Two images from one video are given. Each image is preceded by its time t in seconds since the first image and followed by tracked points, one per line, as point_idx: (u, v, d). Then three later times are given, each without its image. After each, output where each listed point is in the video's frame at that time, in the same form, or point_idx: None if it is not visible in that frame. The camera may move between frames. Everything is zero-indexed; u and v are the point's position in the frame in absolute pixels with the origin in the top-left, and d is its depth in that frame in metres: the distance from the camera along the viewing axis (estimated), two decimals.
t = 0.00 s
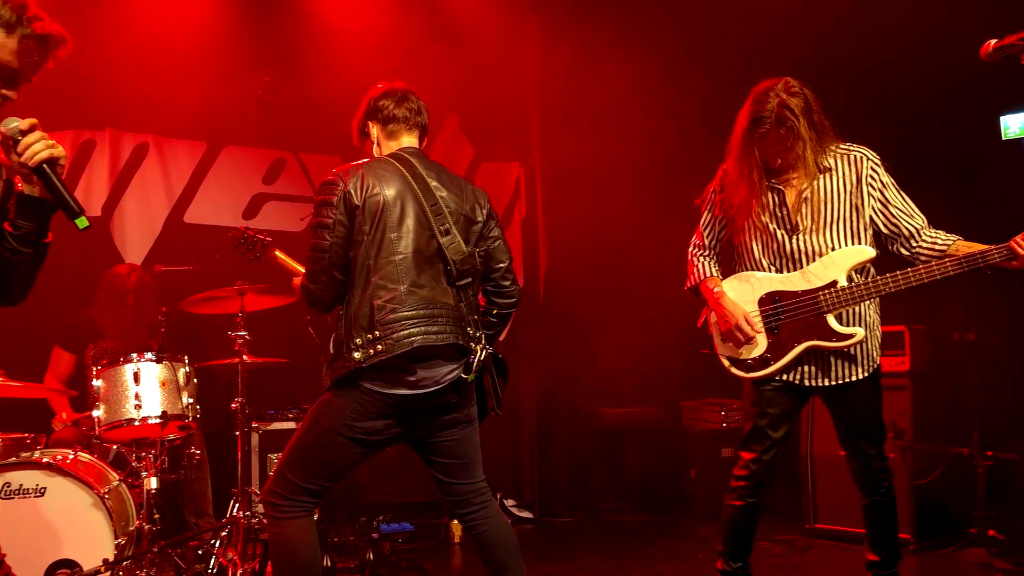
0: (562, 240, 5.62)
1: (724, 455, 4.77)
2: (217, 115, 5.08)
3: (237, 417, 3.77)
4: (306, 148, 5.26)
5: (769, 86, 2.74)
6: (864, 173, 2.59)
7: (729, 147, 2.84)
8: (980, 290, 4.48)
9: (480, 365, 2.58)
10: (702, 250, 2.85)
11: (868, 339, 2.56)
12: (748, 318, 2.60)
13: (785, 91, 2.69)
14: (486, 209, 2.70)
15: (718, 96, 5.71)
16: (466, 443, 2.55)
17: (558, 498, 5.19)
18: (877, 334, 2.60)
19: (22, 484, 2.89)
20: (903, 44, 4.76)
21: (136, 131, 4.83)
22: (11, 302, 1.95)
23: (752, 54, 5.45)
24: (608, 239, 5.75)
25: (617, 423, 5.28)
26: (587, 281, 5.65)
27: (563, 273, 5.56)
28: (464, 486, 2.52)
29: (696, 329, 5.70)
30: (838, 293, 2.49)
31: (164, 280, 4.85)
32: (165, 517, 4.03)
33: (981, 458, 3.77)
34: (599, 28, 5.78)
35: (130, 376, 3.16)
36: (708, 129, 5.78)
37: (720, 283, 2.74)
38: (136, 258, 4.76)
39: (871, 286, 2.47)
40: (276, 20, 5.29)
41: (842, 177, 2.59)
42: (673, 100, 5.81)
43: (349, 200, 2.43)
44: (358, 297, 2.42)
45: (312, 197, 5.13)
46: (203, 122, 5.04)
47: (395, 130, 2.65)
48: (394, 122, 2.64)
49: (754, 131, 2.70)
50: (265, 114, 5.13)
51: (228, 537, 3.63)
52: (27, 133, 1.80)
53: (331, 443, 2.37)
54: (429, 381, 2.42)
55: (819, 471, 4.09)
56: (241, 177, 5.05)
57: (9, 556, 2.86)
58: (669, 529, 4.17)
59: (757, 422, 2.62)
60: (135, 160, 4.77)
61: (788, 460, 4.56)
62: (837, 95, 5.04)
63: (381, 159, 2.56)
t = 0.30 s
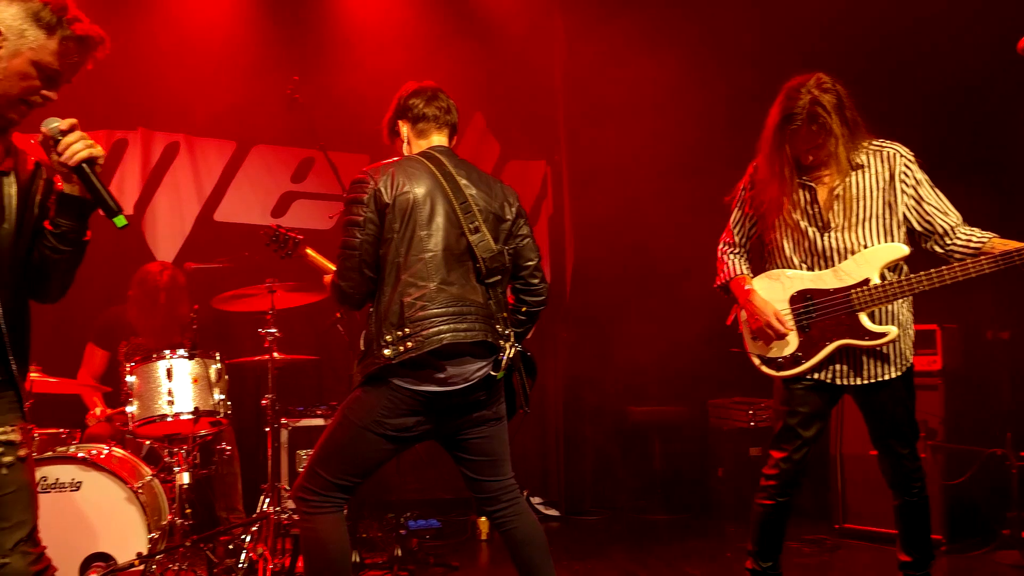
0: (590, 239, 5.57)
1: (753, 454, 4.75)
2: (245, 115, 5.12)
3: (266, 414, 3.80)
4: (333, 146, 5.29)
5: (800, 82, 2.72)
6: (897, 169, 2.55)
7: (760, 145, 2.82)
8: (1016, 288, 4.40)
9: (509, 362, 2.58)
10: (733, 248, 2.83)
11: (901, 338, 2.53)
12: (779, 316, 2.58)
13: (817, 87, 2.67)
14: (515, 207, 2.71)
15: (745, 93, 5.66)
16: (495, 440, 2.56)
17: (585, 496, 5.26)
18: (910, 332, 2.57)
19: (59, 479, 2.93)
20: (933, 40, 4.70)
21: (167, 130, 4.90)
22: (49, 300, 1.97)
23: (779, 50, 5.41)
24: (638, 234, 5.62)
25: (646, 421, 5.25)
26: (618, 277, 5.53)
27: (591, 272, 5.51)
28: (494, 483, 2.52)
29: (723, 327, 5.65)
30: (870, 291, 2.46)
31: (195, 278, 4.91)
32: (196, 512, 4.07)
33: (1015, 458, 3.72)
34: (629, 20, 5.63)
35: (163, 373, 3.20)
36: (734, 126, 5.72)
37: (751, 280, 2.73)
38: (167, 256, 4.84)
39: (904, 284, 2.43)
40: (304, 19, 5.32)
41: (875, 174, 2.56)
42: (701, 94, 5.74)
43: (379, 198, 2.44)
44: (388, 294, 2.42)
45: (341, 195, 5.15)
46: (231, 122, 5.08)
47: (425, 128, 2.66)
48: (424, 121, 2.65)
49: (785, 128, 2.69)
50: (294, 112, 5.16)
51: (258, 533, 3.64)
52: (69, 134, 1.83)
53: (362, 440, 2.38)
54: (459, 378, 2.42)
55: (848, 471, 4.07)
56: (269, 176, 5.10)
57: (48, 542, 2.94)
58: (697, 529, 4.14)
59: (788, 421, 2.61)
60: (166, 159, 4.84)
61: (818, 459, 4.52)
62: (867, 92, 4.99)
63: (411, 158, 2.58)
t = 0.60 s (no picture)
0: (621, 240, 5.55)
1: (788, 456, 4.71)
2: (279, 116, 5.18)
3: (304, 412, 3.85)
4: (366, 147, 5.33)
5: (839, 79, 2.69)
6: (938, 167, 2.52)
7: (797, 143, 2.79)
8: None
9: (545, 361, 2.59)
10: (770, 247, 2.81)
11: (942, 338, 2.50)
12: (818, 316, 2.56)
13: (856, 84, 2.64)
14: (551, 207, 2.71)
15: (779, 91, 5.61)
16: (531, 439, 2.56)
17: (618, 496, 5.26)
18: (952, 333, 2.54)
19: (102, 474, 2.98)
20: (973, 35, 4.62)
21: (205, 132, 4.99)
22: (97, 299, 1.98)
23: (814, 47, 5.36)
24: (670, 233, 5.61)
25: (680, 422, 5.23)
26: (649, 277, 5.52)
27: (622, 272, 5.50)
28: (530, 482, 2.53)
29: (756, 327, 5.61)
30: (911, 291, 2.42)
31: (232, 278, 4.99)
32: (235, 508, 4.13)
33: None
34: (662, 16, 5.60)
35: (202, 371, 3.25)
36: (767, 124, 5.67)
37: (788, 280, 2.71)
38: (207, 254, 4.93)
39: (946, 284, 2.38)
40: (339, 20, 5.36)
41: (915, 172, 2.53)
42: (735, 92, 5.67)
43: (416, 198, 2.46)
44: (425, 294, 2.44)
45: (375, 196, 5.19)
46: (266, 123, 5.14)
47: (461, 129, 2.68)
48: (460, 121, 2.67)
49: (824, 126, 2.65)
50: (327, 114, 5.21)
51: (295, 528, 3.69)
52: (115, 137, 1.83)
53: (399, 438, 2.40)
54: (495, 377, 2.43)
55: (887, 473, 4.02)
56: (305, 177, 5.16)
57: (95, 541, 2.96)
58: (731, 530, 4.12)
59: (826, 422, 2.58)
60: (205, 160, 4.94)
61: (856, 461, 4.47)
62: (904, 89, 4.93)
63: (447, 158, 2.59)
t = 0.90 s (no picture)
0: (653, 241, 5.53)
1: (826, 458, 4.67)
2: (312, 120, 5.23)
3: (340, 412, 3.89)
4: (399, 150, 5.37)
5: (880, 75, 2.66)
6: (982, 167, 2.48)
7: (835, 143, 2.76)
8: None
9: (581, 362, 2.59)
10: (808, 248, 2.78)
11: (986, 341, 2.46)
12: (856, 316, 2.55)
13: (898, 81, 2.60)
14: (586, 209, 2.71)
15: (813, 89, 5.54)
16: (567, 440, 2.56)
17: (654, 496, 5.29)
18: (996, 335, 2.49)
19: (144, 473, 3.05)
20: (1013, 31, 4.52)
21: (241, 134, 5.09)
22: (143, 302, 1.98)
23: (852, 44, 5.28)
24: (702, 233, 5.57)
25: (715, 422, 5.24)
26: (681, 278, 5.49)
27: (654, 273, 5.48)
28: (566, 483, 2.53)
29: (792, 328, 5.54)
30: (953, 292, 2.39)
31: (270, 281, 5.08)
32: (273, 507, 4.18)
33: None
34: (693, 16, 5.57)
35: (242, 371, 3.29)
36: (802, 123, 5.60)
37: (827, 280, 2.69)
38: (244, 257, 5.04)
39: (991, 285, 2.34)
40: (371, 24, 5.39)
41: (959, 171, 2.49)
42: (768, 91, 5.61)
43: (453, 201, 2.48)
44: (462, 295, 2.45)
45: (410, 197, 5.22)
46: (300, 127, 5.20)
47: (497, 132, 2.69)
48: (496, 124, 2.68)
49: (864, 126, 2.62)
50: (360, 117, 5.25)
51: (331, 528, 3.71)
52: (160, 141, 1.84)
53: (437, 438, 2.42)
54: (532, 378, 2.43)
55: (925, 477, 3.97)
56: (340, 180, 5.21)
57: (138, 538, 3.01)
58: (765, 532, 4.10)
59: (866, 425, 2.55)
60: (242, 164, 5.05)
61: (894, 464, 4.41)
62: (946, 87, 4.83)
63: (483, 161, 2.61)
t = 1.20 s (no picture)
0: (683, 243, 5.50)
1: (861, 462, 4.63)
2: (343, 123, 5.27)
3: (375, 414, 3.91)
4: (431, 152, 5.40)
5: (915, 66, 2.61)
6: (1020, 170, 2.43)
7: (871, 142, 2.71)
8: None
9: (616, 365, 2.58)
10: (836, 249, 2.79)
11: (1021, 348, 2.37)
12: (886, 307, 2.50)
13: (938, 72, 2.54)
14: (620, 212, 2.71)
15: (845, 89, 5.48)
16: (601, 443, 2.55)
17: (686, 498, 5.33)
18: None
19: (184, 473, 3.09)
20: None
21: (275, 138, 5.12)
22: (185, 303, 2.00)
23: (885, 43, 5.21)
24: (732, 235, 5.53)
25: (748, 423, 5.29)
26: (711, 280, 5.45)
27: (684, 275, 5.45)
28: (601, 485, 2.52)
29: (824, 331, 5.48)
30: (985, 298, 2.34)
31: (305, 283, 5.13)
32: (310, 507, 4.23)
33: None
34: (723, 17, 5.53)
35: (278, 373, 3.33)
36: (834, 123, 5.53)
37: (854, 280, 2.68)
38: (280, 258, 5.09)
39: None
40: (402, 27, 5.42)
41: (997, 173, 2.45)
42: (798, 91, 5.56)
43: (489, 204, 2.49)
44: (497, 298, 2.46)
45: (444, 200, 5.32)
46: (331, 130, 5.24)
47: (531, 135, 2.69)
48: (530, 127, 2.69)
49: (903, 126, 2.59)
50: (391, 120, 5.28)
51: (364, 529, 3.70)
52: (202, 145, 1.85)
53: (473, 440, 2.42)
54: (567, 380, 2.44)
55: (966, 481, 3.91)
56: (374, 182, 5.27)
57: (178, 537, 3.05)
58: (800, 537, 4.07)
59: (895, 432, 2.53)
60: (277, 168, 5.10)
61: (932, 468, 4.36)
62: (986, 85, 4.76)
63: (518, 164, 2.61)
